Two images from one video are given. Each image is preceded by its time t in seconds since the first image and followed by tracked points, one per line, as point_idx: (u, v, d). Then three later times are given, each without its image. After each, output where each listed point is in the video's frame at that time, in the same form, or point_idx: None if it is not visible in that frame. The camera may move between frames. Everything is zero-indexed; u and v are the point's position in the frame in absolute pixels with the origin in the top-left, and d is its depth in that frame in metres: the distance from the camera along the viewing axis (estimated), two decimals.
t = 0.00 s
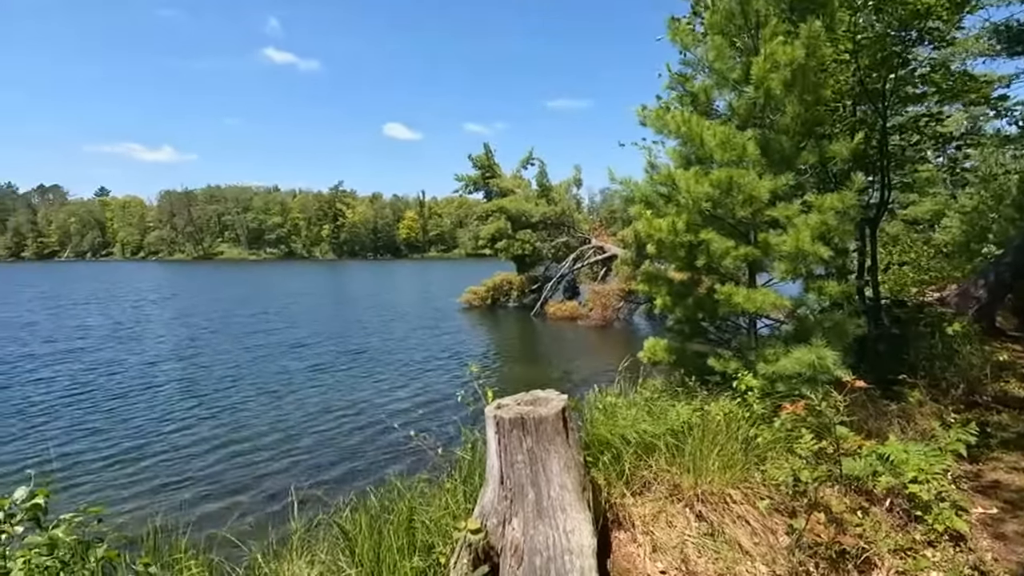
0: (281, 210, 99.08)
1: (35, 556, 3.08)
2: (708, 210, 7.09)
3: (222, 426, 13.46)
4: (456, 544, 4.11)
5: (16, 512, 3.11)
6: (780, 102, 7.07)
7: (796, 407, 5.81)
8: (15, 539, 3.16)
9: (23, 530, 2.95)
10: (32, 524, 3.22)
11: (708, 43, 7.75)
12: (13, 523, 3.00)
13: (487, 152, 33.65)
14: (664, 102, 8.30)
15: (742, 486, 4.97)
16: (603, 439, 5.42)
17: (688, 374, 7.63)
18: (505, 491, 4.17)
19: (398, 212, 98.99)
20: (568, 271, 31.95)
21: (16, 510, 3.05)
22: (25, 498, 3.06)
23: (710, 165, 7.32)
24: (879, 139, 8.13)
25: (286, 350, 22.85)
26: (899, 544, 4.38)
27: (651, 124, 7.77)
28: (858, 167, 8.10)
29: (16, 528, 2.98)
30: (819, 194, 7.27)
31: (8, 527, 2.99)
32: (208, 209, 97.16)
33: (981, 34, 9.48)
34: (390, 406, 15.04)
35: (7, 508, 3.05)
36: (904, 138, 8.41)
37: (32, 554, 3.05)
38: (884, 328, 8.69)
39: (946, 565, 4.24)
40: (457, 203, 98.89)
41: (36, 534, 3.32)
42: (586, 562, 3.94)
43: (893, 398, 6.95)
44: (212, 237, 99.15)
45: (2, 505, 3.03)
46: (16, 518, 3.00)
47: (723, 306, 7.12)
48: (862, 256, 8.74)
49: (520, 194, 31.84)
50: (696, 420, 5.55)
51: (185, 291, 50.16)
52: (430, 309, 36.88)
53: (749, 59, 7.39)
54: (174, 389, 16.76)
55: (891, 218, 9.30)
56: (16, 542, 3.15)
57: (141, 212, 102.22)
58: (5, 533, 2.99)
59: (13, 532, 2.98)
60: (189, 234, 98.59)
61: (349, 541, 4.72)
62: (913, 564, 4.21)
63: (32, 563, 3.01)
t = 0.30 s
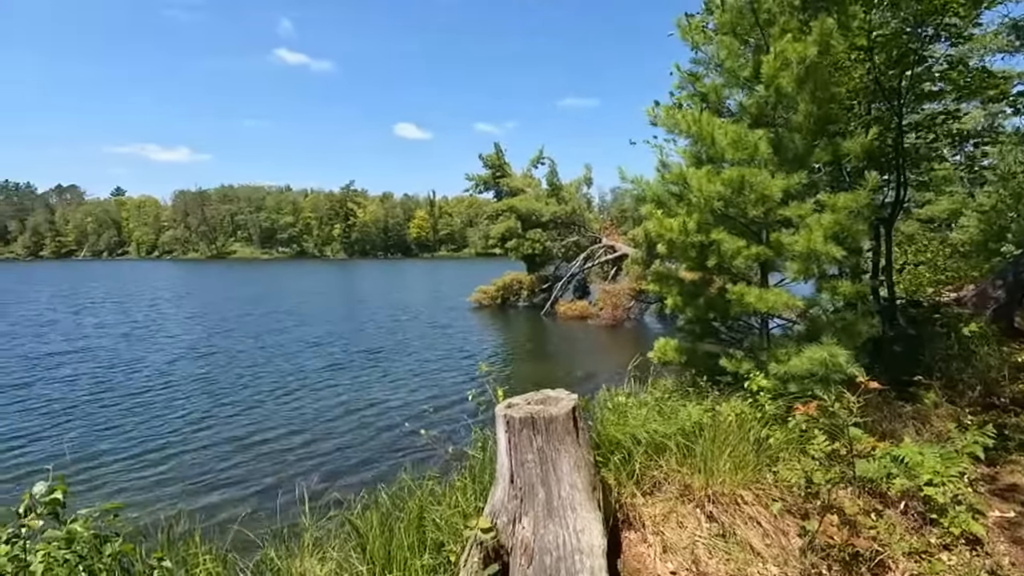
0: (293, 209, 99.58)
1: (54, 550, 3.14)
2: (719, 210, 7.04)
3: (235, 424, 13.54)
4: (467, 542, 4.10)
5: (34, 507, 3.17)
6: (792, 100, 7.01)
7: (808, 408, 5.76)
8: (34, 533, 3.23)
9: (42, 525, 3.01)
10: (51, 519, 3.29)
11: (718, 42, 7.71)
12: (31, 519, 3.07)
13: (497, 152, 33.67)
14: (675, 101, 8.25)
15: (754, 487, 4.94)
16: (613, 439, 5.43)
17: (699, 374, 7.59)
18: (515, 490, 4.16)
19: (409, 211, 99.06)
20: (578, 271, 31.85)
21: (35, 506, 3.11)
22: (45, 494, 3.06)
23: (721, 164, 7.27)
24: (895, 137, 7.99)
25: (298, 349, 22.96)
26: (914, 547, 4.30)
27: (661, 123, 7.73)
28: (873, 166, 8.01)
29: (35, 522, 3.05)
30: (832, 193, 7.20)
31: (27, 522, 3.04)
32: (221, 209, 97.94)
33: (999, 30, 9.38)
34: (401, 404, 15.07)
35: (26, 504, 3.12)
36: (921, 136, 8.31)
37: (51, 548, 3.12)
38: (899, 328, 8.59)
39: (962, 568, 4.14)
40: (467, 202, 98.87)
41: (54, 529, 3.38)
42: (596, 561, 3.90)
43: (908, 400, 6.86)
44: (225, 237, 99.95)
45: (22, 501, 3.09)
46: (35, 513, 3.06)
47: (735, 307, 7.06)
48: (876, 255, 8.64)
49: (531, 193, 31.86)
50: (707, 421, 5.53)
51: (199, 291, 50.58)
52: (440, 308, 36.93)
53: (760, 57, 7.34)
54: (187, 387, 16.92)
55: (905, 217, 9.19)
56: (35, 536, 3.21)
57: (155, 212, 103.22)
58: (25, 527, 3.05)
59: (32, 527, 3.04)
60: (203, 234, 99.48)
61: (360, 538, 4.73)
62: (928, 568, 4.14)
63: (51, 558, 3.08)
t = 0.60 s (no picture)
0: (305, 209, 100.11)
1: (76, 542, 3.20)
2: (731, 208, 6.98)
3: (248, 421, 13.65)
4: (478, 540, 4.10)
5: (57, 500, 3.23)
6: (805, 97, 6.93)
7: (822, 409, 5.71)
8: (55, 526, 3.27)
9: (65, 518, 3.07)
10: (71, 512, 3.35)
11: (730, 39, 7.65)
12: (55, 512, 3.13)
13: (507, 151, 33.68)
14: (686, 99, 8.19)
15: (766, 488, 4.90)
16: (625, 438, 5.41)
17: (710, 374, 7.54)
18: (525, 489, 4.14)
19: (420, 210, 99.11)
20: (589, 270, 31.76)
21: (59, 499, 3.18)
22: (66, 488, 3.18)
23: (733, 163, 7.21)
24: (912, 135, 7.95)
25: (310, 348, 23.09)
26: (929, 550, 4.25)
27: (673, 121, 7.68)
28: (888, 164, 7.96)
29: (58, 514, 3.11)
30: (846, 191, 7.12)
31: (51, 515, 3.11)
32: (234, 208, 98.77)
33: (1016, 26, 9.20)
34: (412, 403, 15.10)
35: (49, 497, 3.17)
36: (937, 134, 8.21)
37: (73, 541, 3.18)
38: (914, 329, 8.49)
39: (979, 573, 4.07)
40: (478, 201, 98.78)
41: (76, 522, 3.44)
42: (607, 561, 3.88)
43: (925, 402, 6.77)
44: (238, 236, 100.71)
45: (45, 495, 3.15)
46: (58, 507, 3.13)
47: (747, 306, 7.00)
48: (892, 254, 8.53)
49: (541, 191, 31.88)
50: (719, 421, 5.49)
51: (213, 289, 51.01)
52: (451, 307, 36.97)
53: (773, 54, 7.26)
54: (201, 385, 17.10)
55: (922, 216, 9.07)
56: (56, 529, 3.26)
57: (170, 211, 104.16)
58: (48, 520, 3.11)
59: (55, 520, 3.10)
60: (217, 233, 100.42)
61: (372, 535, 4.75)
62: (945, 571, 4.08)
63: (73, 550, 3.13)
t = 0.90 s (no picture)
0: (316, 208, 100.52)
1: (94, 536, 3.28)
2: (743, 208, 6.92)
3: (259, 420, 13.72)
4: (488, 539, 4.10)
5: (76, 495, 3.31)
6: (818, 96, 6.87)
7: (835, 410, 5.65)
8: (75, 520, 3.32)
9: (84, 512, 3.15)
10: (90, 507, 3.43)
11: (743, 37, 7.58)
12: (74, 506, 3.20)
13: (517, 151, 33.66)
14: (698, 97, 8.12)
15: (778, 489, 4.87)
16: (635, 438, 5.39)
17: (722, 374, 7.49)
18: (536, 489, 4.12)
19: (430, 210, 99.23)
20: (599, 269, 31.68)
21: (77, 494, 3.25)
22: (85, 483, 3.26)
23: (744, 162, 7.15)
24: (928, 133, 7.84)
25: (321, 347, 23.20)
26: (945, 554, 4.19)
27: (683, 120, 7.64)
28: (903, 163, 7.91)
29: (77, 509, 3.18)
30: (860, 191, 7.05)
31: (70, 510, 3.18)
32: (246, 208, 99.59)
33: None
34: (422, 402, 15.12)
35: (68, 492, 3.25)
36: (954, 132, 8.08)
37: (92, 536, 3.25)
38: (929, 329, 8.38)
39: None
40: (488, 200, 98.52)
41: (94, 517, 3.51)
42: (618, 561, 3.86)
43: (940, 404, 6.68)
44: (251, 235, 101.38)
45: (65, 490, 3.23)
46: (76, 501, 3.20)
47: (758, 307, 6.94)
48: (907, 254, 8.43)
49: (551, 190, 31.95)
50: (730, 421, 5.45)
51: (225, 289, 51.35)
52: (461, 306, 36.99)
53: (785, 52, 7.19)
54: (214, 383, 17.24)
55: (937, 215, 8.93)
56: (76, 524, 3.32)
57: (183, 212, 105.08)
58: (67, 515, 3.18)
59: (74, 514, 3.17)
60: (230, 232, 101.32)
61: (384, 533, 4.76)
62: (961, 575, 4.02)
63: (92, 545, 3.20)
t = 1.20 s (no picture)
0: (328, 208, 100.99)
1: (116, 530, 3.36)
2: (756, 208, 6.87)
3: (272, 418, 13.79)
4: (500, 538, 4.11)
5: (99, 490, 3.40)
6: (833, 94, 6.80)
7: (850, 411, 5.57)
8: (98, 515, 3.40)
9: (107, 506, 3.23)
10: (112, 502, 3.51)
11: (758, 35, 7.52)
12: (97, 500, 3.29)
13: (528, 151, 33.64)
14: (712, 96, 8.06)
15: (792, 491, 4.84)
16: (647, 438, 5.39)
17: (734, 375, 7.43)
18: (547, 488, 4.11)
19: (441, 210, 99.36)
20: (610, 269, 31.58)
21: (101, 488, 3.34)
22: (108, 477, 3.36)
23: (758, 161, 7.09)
24: (945, 131, 7.72)
25: (332, 346, 23.31)
26: (962, 558, 4.13)
27: (697, 118, 7.59)
28: (920, 161, 7.79)
29: (100, 503, 3.27)
30: (876, 190, 6.98)
31: (93, 504, 3.26)
32: (259, 208, 100.36)
33: None
34: (433, 402, 15.13)
35: (92, 486, 3.34)
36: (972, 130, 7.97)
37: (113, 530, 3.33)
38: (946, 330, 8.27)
39: None
40: (498, 200, 98.48)
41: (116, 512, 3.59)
42: (630, 561, 3.83)
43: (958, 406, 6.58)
44: (263, 235, 102.10)
45: (88, 484, 3.32)
46: (99, 495, 3.29)
47: (772, 307, 6.88)
48: (923, 254, 8.33)
49: (562, 190, 31.91)
50: (743, 422, 5.43)
51: (238, 288, 51.73)
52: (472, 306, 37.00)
53: (802, 50, 7.13)
54: (227, 382, 17.39)
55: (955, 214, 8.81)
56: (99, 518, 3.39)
57: (197, 212, 106.02)
58: (90, 509, 3.27)
59: (97, 508, 3.26)
60: (243, 232, 102.15)
61: (395, 530, 4.78)
62: None
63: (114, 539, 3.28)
